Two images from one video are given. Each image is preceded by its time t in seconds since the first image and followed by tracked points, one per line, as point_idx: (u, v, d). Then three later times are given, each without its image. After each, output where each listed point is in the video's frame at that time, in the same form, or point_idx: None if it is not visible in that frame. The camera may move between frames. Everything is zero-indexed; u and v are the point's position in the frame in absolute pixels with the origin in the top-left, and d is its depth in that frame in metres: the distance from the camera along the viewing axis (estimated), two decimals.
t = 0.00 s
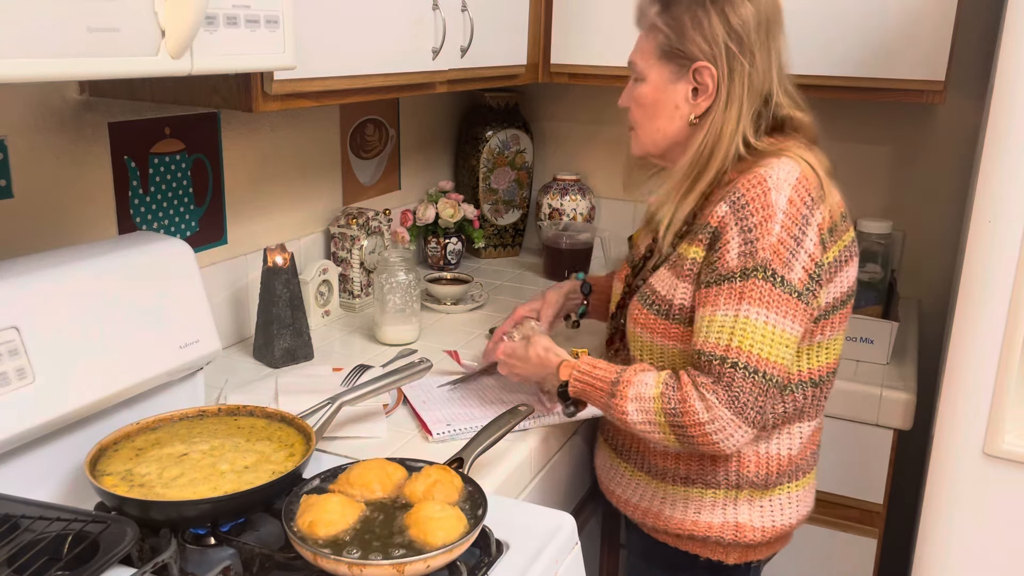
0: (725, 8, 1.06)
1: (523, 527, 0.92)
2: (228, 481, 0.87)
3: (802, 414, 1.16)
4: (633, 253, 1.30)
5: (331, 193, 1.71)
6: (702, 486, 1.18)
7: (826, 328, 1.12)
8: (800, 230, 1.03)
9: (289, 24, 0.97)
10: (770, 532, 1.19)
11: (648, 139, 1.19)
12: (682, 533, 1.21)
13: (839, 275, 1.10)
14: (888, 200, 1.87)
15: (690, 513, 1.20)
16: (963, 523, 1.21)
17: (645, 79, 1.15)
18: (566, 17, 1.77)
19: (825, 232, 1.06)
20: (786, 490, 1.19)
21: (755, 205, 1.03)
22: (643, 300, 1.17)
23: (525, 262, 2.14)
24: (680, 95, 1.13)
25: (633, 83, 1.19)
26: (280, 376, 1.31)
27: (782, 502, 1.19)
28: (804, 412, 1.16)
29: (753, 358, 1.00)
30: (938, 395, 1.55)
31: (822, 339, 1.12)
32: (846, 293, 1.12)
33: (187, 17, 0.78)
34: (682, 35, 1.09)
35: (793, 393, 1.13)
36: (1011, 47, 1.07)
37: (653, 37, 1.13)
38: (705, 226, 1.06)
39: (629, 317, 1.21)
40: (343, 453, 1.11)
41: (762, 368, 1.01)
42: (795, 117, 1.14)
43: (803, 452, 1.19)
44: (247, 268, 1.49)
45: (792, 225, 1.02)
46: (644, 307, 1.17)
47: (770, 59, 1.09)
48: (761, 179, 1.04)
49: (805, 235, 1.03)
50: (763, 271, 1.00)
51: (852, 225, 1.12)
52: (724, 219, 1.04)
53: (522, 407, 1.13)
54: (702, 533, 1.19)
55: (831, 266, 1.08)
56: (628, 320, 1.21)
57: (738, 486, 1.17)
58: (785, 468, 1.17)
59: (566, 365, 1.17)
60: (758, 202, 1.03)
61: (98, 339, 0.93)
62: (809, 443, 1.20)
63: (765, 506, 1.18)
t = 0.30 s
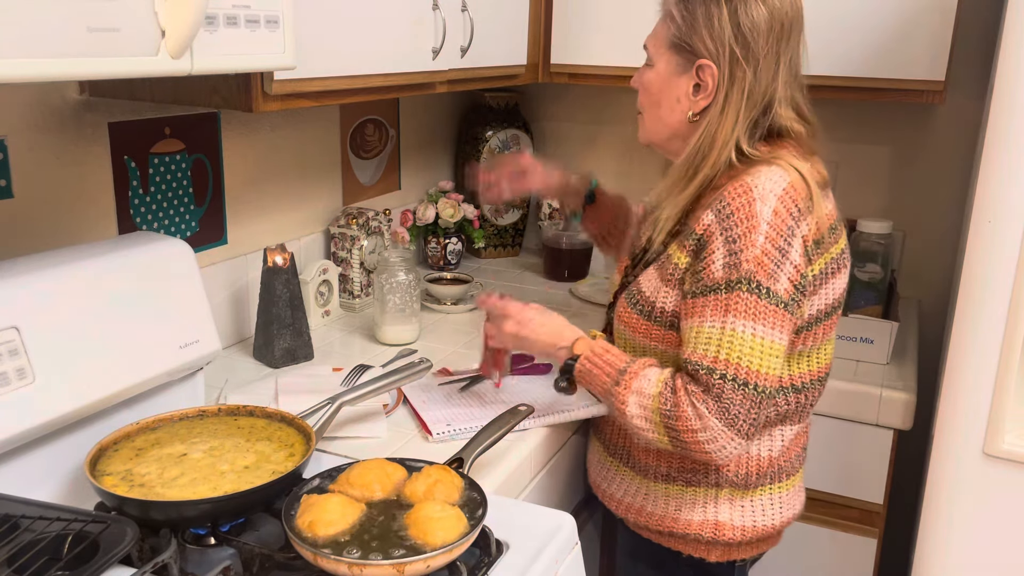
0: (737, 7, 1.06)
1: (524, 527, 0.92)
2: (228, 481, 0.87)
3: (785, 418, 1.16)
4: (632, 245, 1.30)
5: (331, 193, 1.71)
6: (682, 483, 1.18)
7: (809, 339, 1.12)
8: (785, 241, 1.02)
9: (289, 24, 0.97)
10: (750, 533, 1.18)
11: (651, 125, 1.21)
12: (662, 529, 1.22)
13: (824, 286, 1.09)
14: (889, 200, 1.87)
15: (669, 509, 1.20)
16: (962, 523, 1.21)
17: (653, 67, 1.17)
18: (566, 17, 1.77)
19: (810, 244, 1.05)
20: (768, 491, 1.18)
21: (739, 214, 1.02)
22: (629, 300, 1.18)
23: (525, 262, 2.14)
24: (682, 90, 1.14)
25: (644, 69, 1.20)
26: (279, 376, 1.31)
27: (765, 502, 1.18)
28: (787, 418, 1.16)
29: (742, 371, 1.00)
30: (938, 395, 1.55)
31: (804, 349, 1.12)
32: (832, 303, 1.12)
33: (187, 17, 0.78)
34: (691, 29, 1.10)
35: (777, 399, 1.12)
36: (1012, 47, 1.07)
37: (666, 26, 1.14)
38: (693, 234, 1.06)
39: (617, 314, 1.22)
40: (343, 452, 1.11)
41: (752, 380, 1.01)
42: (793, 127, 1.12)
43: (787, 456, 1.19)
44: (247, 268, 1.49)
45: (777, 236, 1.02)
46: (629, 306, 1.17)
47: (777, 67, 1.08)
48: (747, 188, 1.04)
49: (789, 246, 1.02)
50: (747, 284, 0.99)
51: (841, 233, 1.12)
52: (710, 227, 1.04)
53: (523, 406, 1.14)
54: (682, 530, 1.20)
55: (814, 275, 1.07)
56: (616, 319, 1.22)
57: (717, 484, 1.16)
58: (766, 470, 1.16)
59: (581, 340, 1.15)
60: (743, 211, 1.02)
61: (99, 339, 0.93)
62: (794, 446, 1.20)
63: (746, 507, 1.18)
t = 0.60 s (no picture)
0: (740, 6, 1.06)
1: (523, 527, 0.92)
2: (228, 481, 0.87)
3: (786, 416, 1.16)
4: (626, 239, 1.30)
5: (331, 193, 1.71)
6: (681, 480, 1.18)
7: (808, 337, 1.13)
8: (787, 241, 1.02)
9: (289, 24, 0.97)
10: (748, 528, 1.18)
11: (651, 120, 1.22)
12: (663, 527, 1.22)
13: (824, 283, 1.10)
14: (889, 200, 1.87)
15: (669, 507, 1.20)
16: (962, 523, 1.21)
17: (654, 63, 1.17)
18: (566, 17, 1.77)
19: (811, 243, 1.06)
20: (768, 486, 1.18)
21: (741, 216, 1.03)
22: (628, 298, 1.16)
23: (525, 262, 2.14)
24: (683, 87, 1.14)
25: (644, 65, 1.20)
26: (279, 376, 1.31)
27: (764, 498, 1.18)
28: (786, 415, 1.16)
29: (747, 371, 1.01)
30: (938, 395, 1.55)
31: (803, 345, 1.13)
32: (829, 301, 1.12)
33: (187, 17, 0.78)
34: (694, 27, 1.10)
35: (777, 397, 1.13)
36: (1012, 47, 1.07)
37: (668, 23, 1.14)
38: (695, 235, 1.06)
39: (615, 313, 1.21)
40: (342, 452, 1.11)
41: (759, 380, 1.01)
42: (793, 127, 1.12)
43: (785, 453, 1.19)
44: (247, 268, 1.49)
45: (779, 237, 1.02)
46: (629, 305, 1.16)
47: (779, 66, 1.09)
48: (749, 190, 1.04)
49: (790, 247, 1.02)
50: (751, 284, 1.00)
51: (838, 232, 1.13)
52: (712, 229, 1.04)
53: (523, 407, 1.14)
54: (682, 528, 1.20)
55: (816, 273, 1.07)
56: (616, 319, 1.21)
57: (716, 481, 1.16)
58: (765, 465, 1.17)
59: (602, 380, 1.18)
60: (745, 213, 1.02)
61: (99, 339, 0.93)
62: (794, 442, 1.20)
63: (746, 503, 1.18)
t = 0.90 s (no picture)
0: None
1: (523, 527, 0.92)
2: (228, 481, 0.87)
3: (775, 406, 1.16)
4: (614, 235, 1.31)
5: (331, 193, 1.71)
6: (677, 475, 1.18)
7: (794, 325, 1.12)
8: (772, 224, 1.02)
9: (289, 25, 0.97)
10: (746, 522, 1.19)
11: (647, 109, 1.20)
12: (660, 525, 1.21)
13: (805, 275, 1.09)
14: (889, 200, 1.87)
15: (667, 504, 1.19)
16: (963, 522, 1.21)
17: (653, 51, 1.15)
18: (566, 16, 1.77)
19: (796, 231, 1.05)
20: (762, 480, 1.19)
21: (731, 195, 1.02)
22: (619, 287, 1.17)
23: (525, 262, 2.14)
24: (682, 76, 1.13)
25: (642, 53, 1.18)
26: (279, 376, 1.31)
27: (759, 491, 1.19)
28: (774, 405, 1.15)
29: (723, 340, 0.96)
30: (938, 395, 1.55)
31: (789, 334, 1.12)
32: (814, 292, 1.12)
33: (188, 17, 0.78)
34: (696, 16, 1.09)
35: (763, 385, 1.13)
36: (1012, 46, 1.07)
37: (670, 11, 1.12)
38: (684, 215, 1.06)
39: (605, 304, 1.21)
40: (342, 452, 1.11)
41: (733, 351, 0.97)
42: (783, 124, 1.12)
43: (773, 444, 1.18)
44: (247, 268, 1.49)
45: (765, 218, 1.02)
46: (621, 294, 1.16)
47: (778, 63, 1.09)
48: (740, 172, 1.04)
49: (775, 229, 1.02)
50: (735, 256, 0.99)
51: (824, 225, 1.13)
52: (700, 208, 1.04)
53: (523, 407, 1.14)
54: (680, 524, 1.19)
55: (797, 264, 1.07)
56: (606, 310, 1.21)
57: (713, 476, 1.17)
58: (758, 458, 1.17)
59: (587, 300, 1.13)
60: (735, 192, 1.02)
61: (98, 339, 0.93)
62: (781, 434, 1.19)
63: (742, 497, 1.18)
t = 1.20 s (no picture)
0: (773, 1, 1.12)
1: (523, 527, 0.92)
2: (228, 481, 0.87)
3: (755, 373, 1.19)
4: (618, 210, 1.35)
5: (331, 193, 1.71)
6: (666, 438, 1.23)
7: (761, 290, 1.15)
8: (721, 170, 1.08)
9: (289, 25, 0.97)
10: (734, 494, 1.23)
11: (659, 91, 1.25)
12: (655, 494, 1.25)
13: (763, 244, 1.12)
14: (889, 200, 1.87)
15: (659, 471, 1.24)
16: (963, 522, 1.21)
17: (675, 34, 1.21)
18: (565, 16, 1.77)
19: (750, 197, 1.10)
20: (753, 453, 1.22)
21: (698, 131, 1.10)
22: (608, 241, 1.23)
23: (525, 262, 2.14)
24: (697, 62, 1.18)
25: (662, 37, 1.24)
26: (279, 376, 1.31)
27: (749, 463, 1.22)
28: (755, 372, 1.19)
29: (592, 194, 1.08)
30: (938, 395, 1.55)
31: (753, 299, 1.15)
32: (786, 265, 1.14)
33: (188, 17, 0.78)
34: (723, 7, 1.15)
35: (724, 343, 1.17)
36: (1011, 47, 1.07)
37: None
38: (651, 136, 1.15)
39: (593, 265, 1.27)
40: (342, 453, 1.11)
41: (588, 206, 1.08)
42: (788, 122, 1.16)
43: (772, 423, 1.22)
44: (247, 268, 1.49)
45: (717, 163, 1.08)
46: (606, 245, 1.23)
47: (792, 65, 1.15)
48: (716, 126, 1.11)
49: (725, 177, 1.08)
50: (660, 155, 1.08)
51: (803, 210, 1.15)
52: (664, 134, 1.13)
53: (522, 407, 1.14)
54: (672, 492, 1.24)
55: (752, 228, 1.11)
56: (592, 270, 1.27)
57: (700, 441, 1.21)
58: (745, 426, 1.20)
59: (526, 86, 1.19)
60: (701, 130, 1.10)
61: (99, 339, 0.93)
62: (778, 415, 1.23)
63: (732, 467, 1.22)
